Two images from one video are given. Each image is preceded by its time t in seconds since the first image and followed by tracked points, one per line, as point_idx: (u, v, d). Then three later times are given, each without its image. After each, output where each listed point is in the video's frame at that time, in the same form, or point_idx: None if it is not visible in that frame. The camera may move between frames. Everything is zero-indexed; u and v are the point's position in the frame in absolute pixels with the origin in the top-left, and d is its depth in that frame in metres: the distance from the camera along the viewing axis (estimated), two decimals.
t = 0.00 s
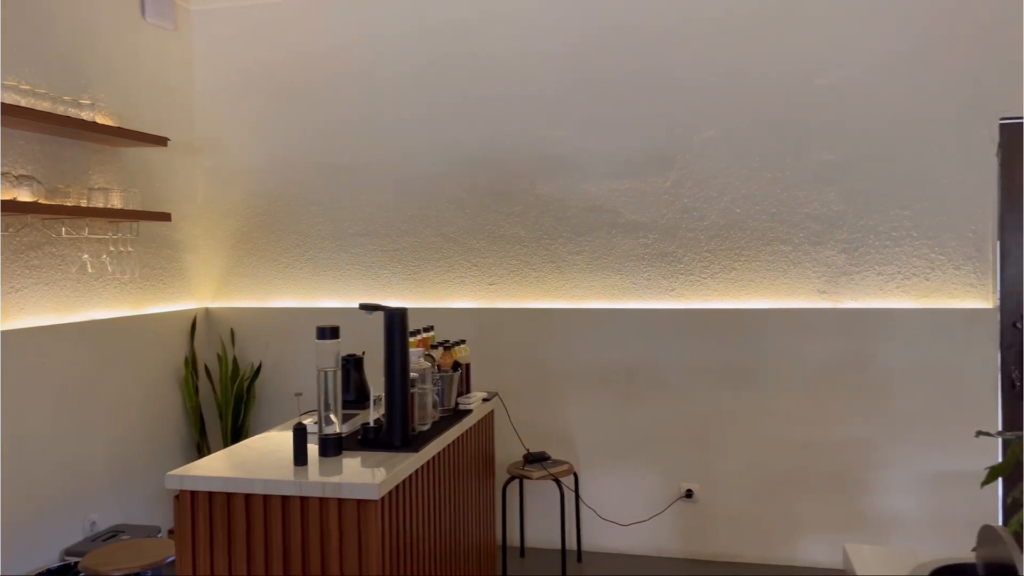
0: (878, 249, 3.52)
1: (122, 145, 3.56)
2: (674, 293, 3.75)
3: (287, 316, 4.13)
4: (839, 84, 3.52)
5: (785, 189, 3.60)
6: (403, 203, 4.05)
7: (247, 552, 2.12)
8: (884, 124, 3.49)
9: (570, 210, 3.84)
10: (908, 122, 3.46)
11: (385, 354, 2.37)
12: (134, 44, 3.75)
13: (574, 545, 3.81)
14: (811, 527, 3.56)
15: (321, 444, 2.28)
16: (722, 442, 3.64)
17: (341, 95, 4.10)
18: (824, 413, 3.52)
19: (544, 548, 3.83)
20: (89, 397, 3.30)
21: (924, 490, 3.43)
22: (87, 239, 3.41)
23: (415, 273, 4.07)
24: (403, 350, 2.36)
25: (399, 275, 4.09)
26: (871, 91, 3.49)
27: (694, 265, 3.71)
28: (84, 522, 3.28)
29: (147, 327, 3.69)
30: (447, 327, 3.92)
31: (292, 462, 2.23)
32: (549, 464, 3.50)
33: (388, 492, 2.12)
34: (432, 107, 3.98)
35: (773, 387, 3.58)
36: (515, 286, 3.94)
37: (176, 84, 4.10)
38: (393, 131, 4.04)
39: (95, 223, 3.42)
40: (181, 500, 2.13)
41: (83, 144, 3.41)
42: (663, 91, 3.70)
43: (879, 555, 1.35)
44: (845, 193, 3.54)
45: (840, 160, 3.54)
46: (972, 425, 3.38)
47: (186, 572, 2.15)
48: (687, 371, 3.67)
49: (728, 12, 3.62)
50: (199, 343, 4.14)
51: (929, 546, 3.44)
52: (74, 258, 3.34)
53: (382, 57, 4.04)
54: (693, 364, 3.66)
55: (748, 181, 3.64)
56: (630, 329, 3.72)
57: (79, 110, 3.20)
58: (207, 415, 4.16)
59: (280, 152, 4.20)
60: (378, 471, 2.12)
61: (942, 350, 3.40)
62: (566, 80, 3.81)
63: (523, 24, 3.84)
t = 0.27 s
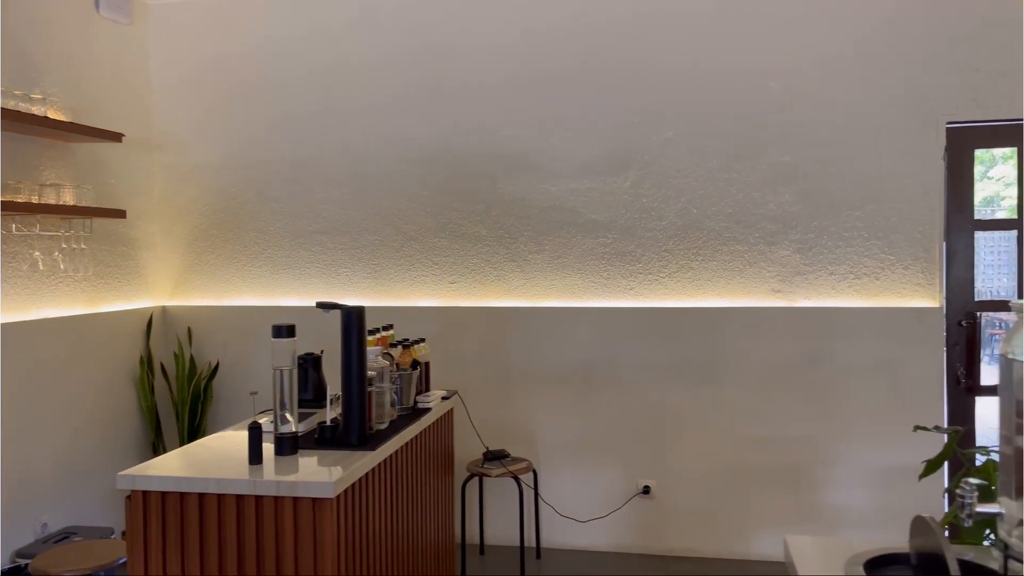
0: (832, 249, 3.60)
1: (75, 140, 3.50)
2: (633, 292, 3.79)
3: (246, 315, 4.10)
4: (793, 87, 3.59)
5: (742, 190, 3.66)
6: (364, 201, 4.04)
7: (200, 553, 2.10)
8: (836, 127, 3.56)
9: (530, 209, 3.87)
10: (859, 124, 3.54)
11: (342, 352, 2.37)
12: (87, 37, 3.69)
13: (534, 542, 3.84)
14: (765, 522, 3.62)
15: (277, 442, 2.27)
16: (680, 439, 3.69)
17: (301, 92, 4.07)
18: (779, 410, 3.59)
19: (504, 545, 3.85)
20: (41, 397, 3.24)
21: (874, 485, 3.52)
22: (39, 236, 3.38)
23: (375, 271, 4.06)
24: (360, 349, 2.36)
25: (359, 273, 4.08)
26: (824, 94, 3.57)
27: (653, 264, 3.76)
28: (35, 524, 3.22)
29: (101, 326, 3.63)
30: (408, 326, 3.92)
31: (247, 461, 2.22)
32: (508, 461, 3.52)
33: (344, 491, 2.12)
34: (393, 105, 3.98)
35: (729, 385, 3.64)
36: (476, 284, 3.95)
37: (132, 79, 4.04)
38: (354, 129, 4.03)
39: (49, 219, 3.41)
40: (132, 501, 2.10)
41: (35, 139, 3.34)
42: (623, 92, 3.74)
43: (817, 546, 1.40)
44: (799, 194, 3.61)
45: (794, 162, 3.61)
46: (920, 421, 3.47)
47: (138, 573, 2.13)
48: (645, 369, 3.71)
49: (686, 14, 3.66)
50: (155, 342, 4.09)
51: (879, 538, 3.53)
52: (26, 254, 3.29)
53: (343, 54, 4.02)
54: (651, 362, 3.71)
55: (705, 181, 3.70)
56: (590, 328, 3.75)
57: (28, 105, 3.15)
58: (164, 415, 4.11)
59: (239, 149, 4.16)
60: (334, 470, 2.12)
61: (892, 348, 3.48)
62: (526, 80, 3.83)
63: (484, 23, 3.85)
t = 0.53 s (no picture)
0: (785, 248, 3.67)
1: (25, 134, 3.43)
2: (593, 291, 3.83)
3: (202, 312, 4.05)
4: (748, 89, 3.66)
5: (698, 190, 3.72)
6: (322, 198, 4.02)
7: (153, 552, 2.08)
8: (789, 128, 3.64)
9: (490, 207, 3.88)
10: (812, 126, 3.62)
11: (298, 349, 2.37)
12: (39, 29, 3.61)
13: (493, 539, 3.86)
14: (720, 515, 3.69)
15: (232, 440, 2.26)
16: (637, 435, 3.74)
17: (259, 88, 4.04)
18: (733, 406, 3.66)
19: (464, 542, 3.87)
20: None
21: (825, 478, 3.60)
22: None
23: (334, 269, 4.04)
24: (316, 345, 2.35)
25: (318, 271, 4.06)
26: (778, 97, 3.64)
27: (611, 262, 3.80)
28: None
29: (53, 323, 3.56)
30: (367, 324, 3.92)
31: (201, 460, 2.21)
32: (467, 458, 3.54)
33: (300, 488, 2.11)
34: (352, 103, 3.96)
35: (685, 382, 3.70)
36: (436, 282, 3.96)
37: (85, 73, 3.97)
38: (313, 126, 4.00)
39: None
40: (83, 501, 2.08)
41: None
42: (581, 92, 3.77)
43: (761, 537, 1.44)
44: (754, 194, 3.68)
45: (749, 163, 3.68)
46: (868, 416, 3.57)
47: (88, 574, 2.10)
48: (603, 367, 3.75)
49: (644, 16, 3.71)
50: (108, 340, 4.02)
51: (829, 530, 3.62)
52: None
53: (301, 51, 3.99)
54: (609, 359, 3.75)
55: (662, 181, 3.75)
56: (549, 326, 3.78)
57: None
58: (118, 414, 4.05)
59: (196, 145, 4.11)
60: (290, 467, 2.12)
61: (841, 345, 3.57)
62: (486, 79, 3.84)
63: (444, 22, 3.85)
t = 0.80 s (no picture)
0: (742, 246, 3.73)
1: None
2: (554, 288, 3.85)
3: (158, 310, 3.99)
4: (705, 89, 3.70)
5: (657, 188, 3.77)
6: (281, 194, 3.98)
7: (104, 553, 2.05)
8: (745, 128, 3.69)
9: (451, 205, 3.88)
10: (768, 126, 3.68)
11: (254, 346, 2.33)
12: None
13: (453, 536, 3.86)
14: (678, 510, 3.74)
15: (187, 438, 2.23)
16: (598, 431, 3.77)
17: (216, 83, 3.98)
18: (691, 401, 3.71)
19: (424, 540, 3.86)
20: None
21: (781, 472, 3.67)
22: None
23: (294, 266, 4.01)
24: (273, 341, 2.33)
25: (278, 269, 4.02)
26: (734, 96, 3.69)
27: (572, 259, 3.82)
28: None
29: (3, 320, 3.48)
30: (327, 321, 3.90)
31: (154, 458, 2.18)
32: (428, 455, 3.54)
33: (255, 486, 2.10)
34: (311, 98, 3.92)
35: (644, 378, 3.73)
36: (397, 280, 3.95)
37: (37, 66, 3.88)
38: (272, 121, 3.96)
39: None
40: (31, 501, 2.04)
41: None
42: (542, 90, 3.79)
43: (710, 530, 1.46)
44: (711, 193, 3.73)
45: (707, 161, 3.72)
46: (822, 410, 3.64)
47: None
48: (563, 363, 3.78)
49: (604, 15, 3.73)
50: (61, 339, 3.94)
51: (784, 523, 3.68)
52: None
53: (259, 46, 3.95)
54: (569, 356, 3.78)
55: (622, 179, 3.78)
56: (510, 323, 3.80)
57: None
58: (70, 413, 3.97)
59: (152, 140, 4.04)
60: (246, 465, 2.10)
61: (796, 341, 3.64)
62: (447, 76, 3.84)
63: (404, 18, 3.84)
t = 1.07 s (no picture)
0: (704, 243, 3.77)
1: None
2: (519, 286, 3.86)
3: (113, 308, 3.92)
4: (668, 85, 3.68)
5: (620, 186, 3.78)
6: (241, 191, 3.92)
7: (57, 557, 2.00)
8: (708, 125, 3.70)
9: (414, 202, 3.86)
10: (730, 125, 3.70)
11: (212, 344, 2.30)
12: None
13: (417, 534, 3.84)
14: (641, 505, 3.77)
15: (142, 439, 2.18)
16: (561, 429, 3.78)
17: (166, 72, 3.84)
18: (654, 398, 3.74)
19: (387, 538, 3.84)
20: None
21: (741, 467, 3.71)
22: None
23: (255, 264, 3.96)
24: (232, 339, 2.30)
25: (238, 267, 3.97)
26: (697, 93, 3.69)
27: (536, 256, 3.83)
28: None
29: None
30: (288, 319, 3.86)
31: (108, 460, 2.13)
32: (391, 454, 3.51)
33: (214, 487, 2.06)
34: (269, 91, 3.83)
35: (606, 374, 3.75)
36: (360, 278, 3.92)
37: None
38: (228, 114, 3.86)
39: None
40: None
41: None
42: (504, 84, 3.73)
43: (669, 525, 1.47)
44: (673, 191, 3.76)
45: (669, 160, 3.75)
46: (782, 405, 3.69)
47: None
48: (527, 361, 3.78)
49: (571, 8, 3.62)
50: (12, 338, 3.86)
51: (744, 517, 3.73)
52: None
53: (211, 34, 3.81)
54: (532, 354, 3.78)
55: (585, 176, 3.79)
56: (474, 322, 3.79)
57: None
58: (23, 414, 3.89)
59: (104, 134, 3.93)
60: (204, 465, 2.06)
61: (756, 337, 3.68)
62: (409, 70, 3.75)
63: (363, 9, 3.69)
